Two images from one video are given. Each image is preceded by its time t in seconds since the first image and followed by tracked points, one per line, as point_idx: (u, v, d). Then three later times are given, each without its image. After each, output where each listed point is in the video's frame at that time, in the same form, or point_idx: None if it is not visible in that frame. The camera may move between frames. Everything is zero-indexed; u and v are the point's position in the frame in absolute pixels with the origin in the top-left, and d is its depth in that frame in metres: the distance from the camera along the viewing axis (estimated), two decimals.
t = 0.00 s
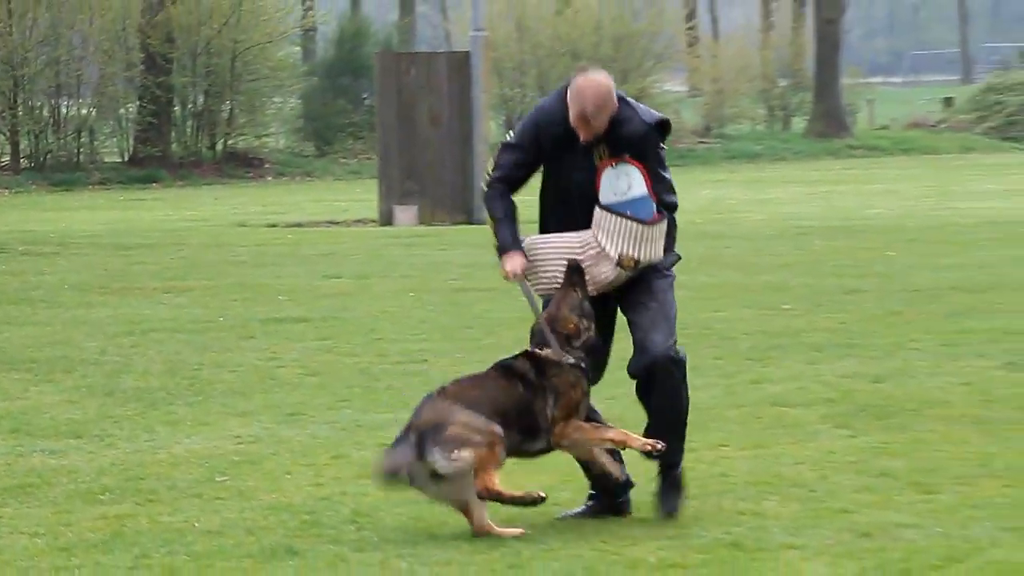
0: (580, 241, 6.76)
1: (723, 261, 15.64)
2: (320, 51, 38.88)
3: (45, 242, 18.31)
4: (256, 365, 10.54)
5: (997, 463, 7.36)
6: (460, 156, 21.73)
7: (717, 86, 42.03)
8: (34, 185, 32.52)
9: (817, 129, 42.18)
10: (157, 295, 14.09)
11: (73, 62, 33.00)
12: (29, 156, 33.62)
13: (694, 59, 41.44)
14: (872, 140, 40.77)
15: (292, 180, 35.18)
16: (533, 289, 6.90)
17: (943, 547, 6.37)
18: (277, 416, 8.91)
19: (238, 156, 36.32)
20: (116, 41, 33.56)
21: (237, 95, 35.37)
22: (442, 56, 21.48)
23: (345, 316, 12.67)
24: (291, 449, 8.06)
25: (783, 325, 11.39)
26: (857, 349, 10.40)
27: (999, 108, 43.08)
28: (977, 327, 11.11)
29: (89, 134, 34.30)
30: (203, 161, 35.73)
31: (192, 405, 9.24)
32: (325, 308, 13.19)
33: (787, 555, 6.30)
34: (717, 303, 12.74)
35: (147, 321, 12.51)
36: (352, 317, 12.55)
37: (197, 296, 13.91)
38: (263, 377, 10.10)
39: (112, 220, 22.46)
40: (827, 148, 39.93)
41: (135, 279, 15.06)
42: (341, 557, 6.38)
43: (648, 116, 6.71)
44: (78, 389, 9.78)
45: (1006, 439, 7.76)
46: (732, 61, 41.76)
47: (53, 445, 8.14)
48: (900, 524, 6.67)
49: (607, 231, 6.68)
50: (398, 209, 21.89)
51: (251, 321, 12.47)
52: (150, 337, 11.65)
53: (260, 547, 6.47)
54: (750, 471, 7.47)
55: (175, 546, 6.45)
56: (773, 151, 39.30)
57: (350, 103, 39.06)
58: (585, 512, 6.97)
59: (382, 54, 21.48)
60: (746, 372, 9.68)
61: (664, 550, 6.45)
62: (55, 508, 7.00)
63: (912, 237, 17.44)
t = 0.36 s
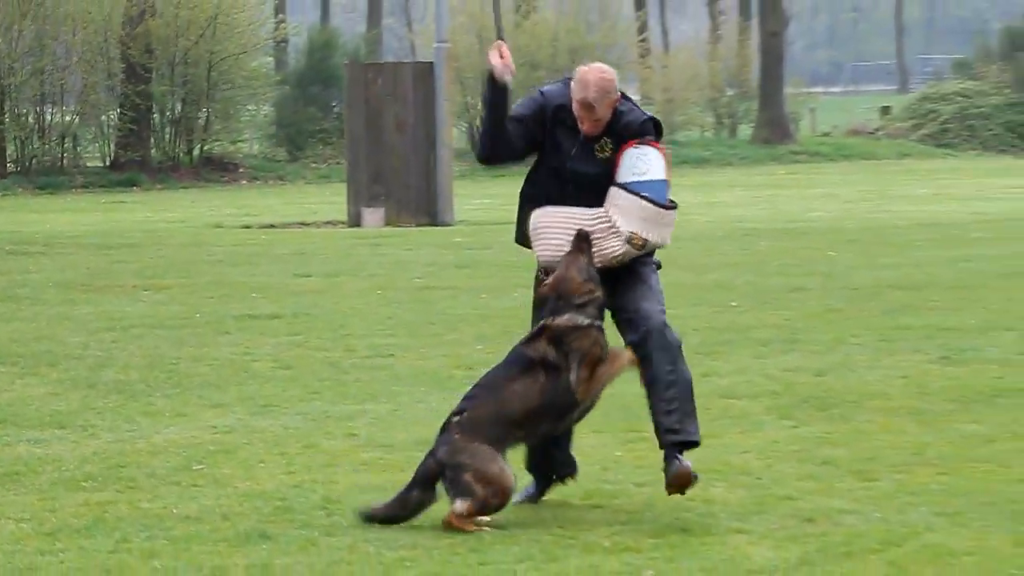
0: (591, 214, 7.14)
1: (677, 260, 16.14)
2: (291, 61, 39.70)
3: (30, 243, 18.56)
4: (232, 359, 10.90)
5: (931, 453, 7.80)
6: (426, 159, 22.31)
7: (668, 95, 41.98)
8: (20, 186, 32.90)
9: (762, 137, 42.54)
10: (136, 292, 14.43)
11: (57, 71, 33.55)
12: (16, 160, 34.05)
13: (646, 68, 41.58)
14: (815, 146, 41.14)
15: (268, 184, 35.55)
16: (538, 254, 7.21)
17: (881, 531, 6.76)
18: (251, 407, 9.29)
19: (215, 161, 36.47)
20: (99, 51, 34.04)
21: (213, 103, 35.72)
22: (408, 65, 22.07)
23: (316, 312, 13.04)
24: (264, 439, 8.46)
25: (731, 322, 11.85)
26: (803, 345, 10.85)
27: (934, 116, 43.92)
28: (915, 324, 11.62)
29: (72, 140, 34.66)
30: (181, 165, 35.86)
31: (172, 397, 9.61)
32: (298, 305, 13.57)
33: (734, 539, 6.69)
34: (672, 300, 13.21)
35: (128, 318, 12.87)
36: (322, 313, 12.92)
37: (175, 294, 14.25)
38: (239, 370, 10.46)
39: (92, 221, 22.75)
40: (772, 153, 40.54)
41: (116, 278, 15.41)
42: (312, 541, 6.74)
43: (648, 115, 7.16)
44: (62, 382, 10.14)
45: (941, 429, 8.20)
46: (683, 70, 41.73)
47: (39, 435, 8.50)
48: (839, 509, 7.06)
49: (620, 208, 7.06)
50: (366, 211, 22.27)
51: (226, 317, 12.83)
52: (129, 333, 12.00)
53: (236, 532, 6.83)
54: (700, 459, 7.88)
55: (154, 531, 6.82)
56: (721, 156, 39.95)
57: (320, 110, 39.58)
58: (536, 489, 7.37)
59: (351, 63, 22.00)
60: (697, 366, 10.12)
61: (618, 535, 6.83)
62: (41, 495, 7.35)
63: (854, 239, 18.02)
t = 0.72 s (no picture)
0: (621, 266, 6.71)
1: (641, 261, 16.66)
2: (271, 70, 39.36)
3: (20, 245, 18.83)
4: (215, 355, 11.23)
5: (881, 446, 8.18)
6: (399, 162, 22.80)
7: (631, 102, 41.21)
8: (12, 192, 33.12)
9: (720, 143, 42.99)
10: (121, 291, 14.74)
11: (47, 80, 33.98)
12: (7, 164, 34.32)
13: (609, 78, 40.70)
14: (771, 152, 42.05)
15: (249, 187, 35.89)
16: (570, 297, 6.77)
17: (831, 517, 7.12)
18: (233, 401, 9.63)
19: (198, 166, 36.83)
20: (87, 60, 34.47)
21: (197, 110, 36.10)
22: (383, 75, 22.51)
23: (297, 310, 13.42)
24: (245, 430, 8.83)
25: (694, 320, 12.32)
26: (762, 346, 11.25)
27: (885, 124, 44.63)
28: (866, 326, 12.06)
29: (62, 145, 35.00)
30: (166, 170, 36.24)
31: (158, 391, 9.96)
32: (279, 303, 13.95)
33: (692, 525, 7.05)
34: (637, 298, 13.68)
35: (114, 316, 13.19)
36: (303, 311, 13.30)
37: (161, 293, 14.59)
38: (221, 365, 10.80)
39: (75, 223, 23.04)
40: (730, 159, 41.20)
41: (102, 277, 15.74)
42: (290, 527, 7.07)
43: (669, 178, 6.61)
44: (53, 376, 10.48)
45: (891, 426, 8.59)
46: (645, 79, 41.56)
47: (31, 427, 8.84)
48: (794, 498, 7.41)
49: (654, 270, 6.55)
50: (342, 214, 22.71)
51: (209, 315, 13.18)
52: (117, 330, 12.35)
53: (219, 519, 7.17)
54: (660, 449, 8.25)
55: (140, 519, 7.14)
56: (681, 162, 40.42)
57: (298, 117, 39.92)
58: (523, 499, 7.40)
59: (328, 73, 22.37)
60: (661, 360, 10.57)
61: (583, 523, 7.18)
62: (32, 485, 7.68)
63: (809, 242, 18.64)
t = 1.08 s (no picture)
0: (621, 282, 7.11)
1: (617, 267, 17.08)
2: (260, 82, 40.00)
3: (15, 249, 19.02)
4: (205, 355, 11.48)
5: (850, 445, 8.46)
6: (383, 168, 23.38)
7: (608, 112, 42.67)
8: (10, 198, 33.48)
9: (693, 151, 43.74)
10: (112, 294, 14.98)
11: (43, 90, 34.51)
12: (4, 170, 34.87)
13: (587, 88, 42.04)
14: (742, 160, 42.67)
15: (239, 194, 36.29)
16: (572, 312, 7.10)
17: (802, 512, 7.34)
18: (222, 400, 9.89)
19: (189, 173, 37.23)
20: (81, 71, 34.81)
21: (188, 119, 36.42)
22: (369, 83, 23.02)
23: (285, 312, 13.70)
24: (234, 429, 9.09)
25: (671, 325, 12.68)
26: (735, 350, 11.54)
27: (852, 133, 45.34)
28: (834, 330, 12.39)
29: (57, 152, 35.34)
30: (157, 177, 36.62)
31: (150, 391, 10.22)
32: (268, 305, 14.23)
33: (668, 520, 7.26)
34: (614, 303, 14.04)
35: (106, 317, 13.43)
36: (291, 313, 13.58)
37: (152, 295, 14.85)
38: (210, 365, 11.05)
39: (67, 228, 23.29)
40: (702, 166, 41.96)
41: (94, 280, 16.00)
42: (278, 523, 7.28)
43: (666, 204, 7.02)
44: (48, 376, 10.73)
45: (860, 428, 8.87)
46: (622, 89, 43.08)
47: (27, 425, 9.09)
48: (767, 494, 7.63)
49: (652, 289, 7.05)
50: (329, 219, 23.32)
51: (200, 316, 13.45)
52: (110, 331, 12.59)
53: (208, 515, 7.40)
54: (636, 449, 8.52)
55: (132, 515, 7.39)
56: (656, 169, 41.22)
57: (286, 125, 40.36)
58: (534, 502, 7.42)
59: (315, 81, 22.84)
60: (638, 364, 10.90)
61: (561, 519, 7.39)
62: (27, 482, 7.91)
63: (779, 248, 19.13)
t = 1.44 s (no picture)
0: (576, 257, 6.91)
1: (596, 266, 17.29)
2: (242, 81, 40.74)
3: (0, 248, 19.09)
4: (188, 354, 11.52)
5: (828, 444, 8.50)
6: (365, 168, 23.86)
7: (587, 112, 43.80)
8: None
9: (673, 150, 45.41)
10: (97, 293, 15.03)
11: (26, 89, 35.20)
12: None
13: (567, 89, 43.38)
14: (724, 160, 44.64)
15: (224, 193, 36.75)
16: (526, 292, 6.92)
17: (783, 509, 7.31)
18: (204, 399, 9.92)
19: (171, 172, 37.64)
20: (64, 71, 35.52)
21: (170, 119, 37.02)
22: (350, 84, 23.57)
23: (268, 310, 13.78)
24: (217, 427, 9.14)
25: (651, 325, 12.80)
26: (714, 349, 11.61)
27: (830, 133, 48.05)
28: (813, 330, 12.47)
29: (40, 153, 36.02)
30: (140, 176, 37.06)
31: (133, 389, 10.26)
32: (251, 303, 14.33)
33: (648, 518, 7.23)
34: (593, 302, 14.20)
35: (89, 316, 13.47)
36: (273, 311, 13.67)
37: (134, 294, 14.92)
38: (193, 364, 11.09)
39: (53, 227, 23.37)
40: (682, 167, 43.63)
41: (77, 279, 16.07)
42: (259, 520, 7.27)
43: (619, 162, 6.86)
44: (30, 374, 10.78)
45: (839, 427, 8.92)
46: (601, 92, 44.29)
47: (9, 424, 9.14)
48: (747, 493, 7.61)
49: (605, 257, 6.84)
50: (310, 218, 23.81)
51: (183, 315, 13.52)
52: (94, 330, 12.65)
53: (190, 513, 7.40)
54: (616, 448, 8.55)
55: (115, 513, 7.39)
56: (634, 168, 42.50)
57: (268, 125, 40.99)
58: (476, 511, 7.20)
59: (297, 82, 23.36)
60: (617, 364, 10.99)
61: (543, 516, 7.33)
62: (10, 480, 7.94)
63: (755, 245, 19.41)
